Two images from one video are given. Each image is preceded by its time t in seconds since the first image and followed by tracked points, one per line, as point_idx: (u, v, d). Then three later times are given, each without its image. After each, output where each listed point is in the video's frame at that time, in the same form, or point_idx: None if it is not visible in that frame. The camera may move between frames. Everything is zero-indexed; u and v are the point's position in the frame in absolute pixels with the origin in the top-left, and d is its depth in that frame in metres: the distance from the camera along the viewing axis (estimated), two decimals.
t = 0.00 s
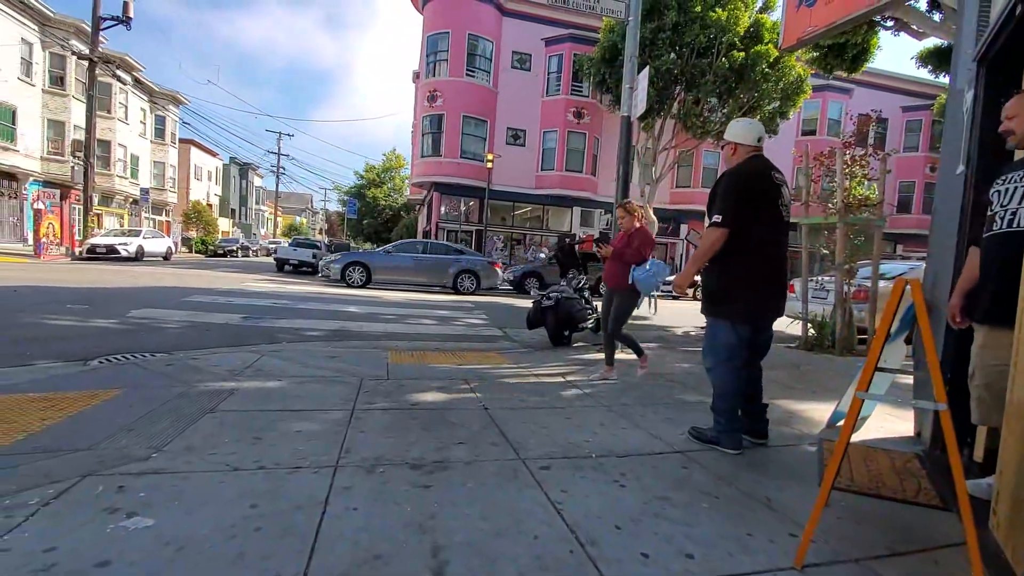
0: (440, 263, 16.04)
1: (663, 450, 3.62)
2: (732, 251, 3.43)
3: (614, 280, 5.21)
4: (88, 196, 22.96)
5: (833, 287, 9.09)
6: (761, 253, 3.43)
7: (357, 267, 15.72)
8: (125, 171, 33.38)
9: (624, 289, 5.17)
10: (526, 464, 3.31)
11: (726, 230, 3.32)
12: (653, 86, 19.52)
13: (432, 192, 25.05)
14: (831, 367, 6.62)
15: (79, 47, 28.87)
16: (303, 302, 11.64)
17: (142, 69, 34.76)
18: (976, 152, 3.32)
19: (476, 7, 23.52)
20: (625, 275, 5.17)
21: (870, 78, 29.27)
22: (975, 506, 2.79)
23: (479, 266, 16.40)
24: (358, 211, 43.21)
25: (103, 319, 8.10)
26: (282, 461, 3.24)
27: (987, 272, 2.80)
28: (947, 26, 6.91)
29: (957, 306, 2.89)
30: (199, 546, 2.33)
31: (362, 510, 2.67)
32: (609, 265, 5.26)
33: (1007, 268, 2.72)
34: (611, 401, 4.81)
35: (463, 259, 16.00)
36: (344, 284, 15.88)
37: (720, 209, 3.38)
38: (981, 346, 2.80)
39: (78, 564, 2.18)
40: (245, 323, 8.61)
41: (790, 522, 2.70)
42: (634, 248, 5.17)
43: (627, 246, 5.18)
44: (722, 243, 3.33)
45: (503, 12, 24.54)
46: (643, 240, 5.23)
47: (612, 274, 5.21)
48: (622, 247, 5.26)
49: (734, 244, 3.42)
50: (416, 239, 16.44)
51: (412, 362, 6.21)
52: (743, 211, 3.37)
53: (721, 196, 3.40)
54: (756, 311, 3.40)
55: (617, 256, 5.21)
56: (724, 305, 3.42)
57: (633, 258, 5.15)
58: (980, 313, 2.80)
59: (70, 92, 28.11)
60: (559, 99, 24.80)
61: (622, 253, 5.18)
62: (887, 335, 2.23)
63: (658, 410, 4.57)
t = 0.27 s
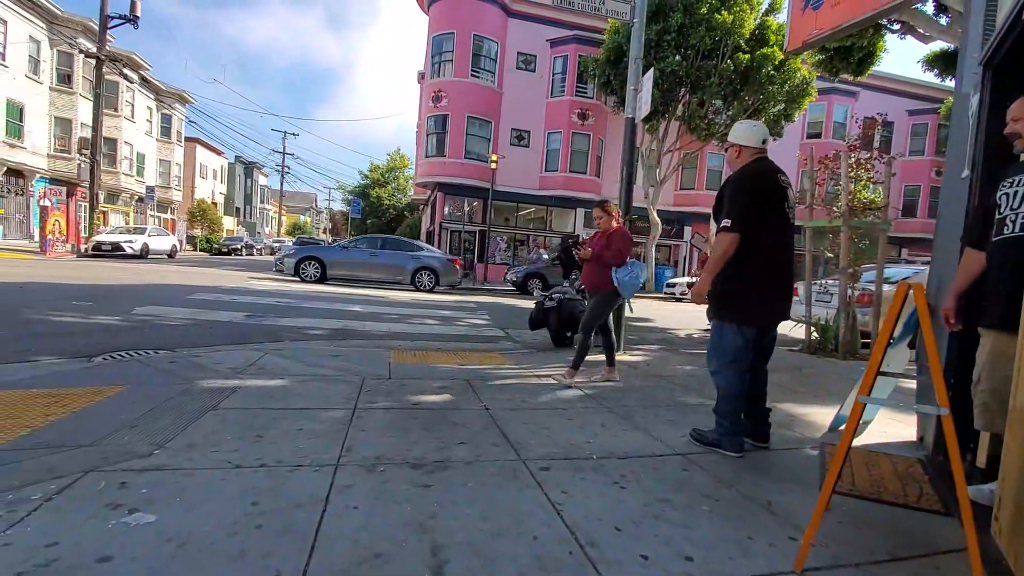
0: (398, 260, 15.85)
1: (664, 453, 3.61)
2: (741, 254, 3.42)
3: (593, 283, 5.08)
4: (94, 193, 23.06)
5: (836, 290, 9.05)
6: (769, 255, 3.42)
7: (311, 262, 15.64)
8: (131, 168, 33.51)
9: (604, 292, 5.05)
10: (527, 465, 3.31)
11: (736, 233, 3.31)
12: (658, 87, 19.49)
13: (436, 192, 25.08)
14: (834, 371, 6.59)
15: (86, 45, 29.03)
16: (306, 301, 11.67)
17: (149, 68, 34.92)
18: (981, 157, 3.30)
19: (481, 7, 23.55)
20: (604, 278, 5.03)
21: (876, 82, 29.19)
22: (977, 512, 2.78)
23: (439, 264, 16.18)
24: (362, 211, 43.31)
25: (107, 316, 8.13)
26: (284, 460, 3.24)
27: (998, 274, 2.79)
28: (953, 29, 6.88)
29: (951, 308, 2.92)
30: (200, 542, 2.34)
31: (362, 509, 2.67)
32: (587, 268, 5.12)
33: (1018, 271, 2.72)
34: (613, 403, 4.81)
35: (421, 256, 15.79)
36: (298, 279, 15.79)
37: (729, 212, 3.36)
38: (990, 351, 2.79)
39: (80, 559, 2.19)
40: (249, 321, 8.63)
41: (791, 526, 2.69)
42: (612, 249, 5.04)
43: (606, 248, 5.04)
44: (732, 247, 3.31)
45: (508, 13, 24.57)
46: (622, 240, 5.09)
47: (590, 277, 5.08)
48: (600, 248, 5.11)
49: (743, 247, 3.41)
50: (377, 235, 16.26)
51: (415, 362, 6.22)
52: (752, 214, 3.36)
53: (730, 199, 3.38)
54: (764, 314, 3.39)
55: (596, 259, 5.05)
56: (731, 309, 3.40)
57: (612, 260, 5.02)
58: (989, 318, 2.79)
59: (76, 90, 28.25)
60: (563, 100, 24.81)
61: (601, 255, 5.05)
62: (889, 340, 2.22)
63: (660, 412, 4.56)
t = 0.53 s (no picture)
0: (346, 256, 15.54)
1: (663, 453, 3.61)
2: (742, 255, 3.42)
3: (566, 282, 5.03)
4: (95, 192, 23.08)
5: (836, 292, 9.05)
6: (769, 256, 3.43)
7: (254, 257, 15.26)
8: (132, 168, 33.53)
9: (577, 291, 5.02)
10: (525, 465, 3.32)
11: (741, 234, 3.30)
12: (659, 88, 19.46)
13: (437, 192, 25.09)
14: (834, 373, 6.59)
15: (88, 44, 29.05)
16: (306, 300, 11.69)
17: (150, 68, 34.94)
18: (981, 159, 3.30)
19: (483, 8, 23.55)
20: (577, 277, 5.01)
21: (877, 83, 29.19)
22: (975, 514, 2.78)
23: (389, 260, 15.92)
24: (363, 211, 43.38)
25: (107, 315, 8.13)
26: (282, 459, 3.25)
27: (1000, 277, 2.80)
28: (954, 32, 6.89)
29: (943, 307, 2.93)
30: (198, 541, 2.34)
31: (360, 509, 2.68)
32: (560, 266, 5.06)
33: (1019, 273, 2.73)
34: (612, 404, 4.81)
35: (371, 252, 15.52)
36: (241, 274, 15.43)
37: (733, 212, 3.35)
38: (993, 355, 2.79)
39: (78, 557, 2.19)
40: (249, 320, 8.64)
41: (788, 527, 2.69)
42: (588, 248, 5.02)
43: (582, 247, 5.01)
44: (736, 248, 3.30)
45: (509, 14, 24.58)
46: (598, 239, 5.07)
47: (563, 275, 5.04)
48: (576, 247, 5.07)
49: (745, 248, 3.40)
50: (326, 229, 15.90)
51: (414, 362, 6.23)
52: (757, 215, 3.36)
53: (734, 199, 3.37)
54: (763, 315, 3.40)
55: (571, 257, 5.02)
56: (732, 309, 3.40)
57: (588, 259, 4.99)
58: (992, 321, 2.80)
59: (78, 89, 28.27)
60: (564, 100, 24.82)
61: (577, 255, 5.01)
62: (887, 342, 2.22)
63: (659, 413, 4.56)
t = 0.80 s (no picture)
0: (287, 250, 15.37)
1: (662, 453, 3.61)
2: (741, 254, 3.42)
3: (540, 280, 4.93)
4: (95, 192, 23.10)
5: (837, 292, 9.03)
6: (769, 255, 3.43)
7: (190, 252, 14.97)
8: (133, 168, 33.54)
9: (552, 290, 4.93)
10: (524, 465, 3.32)
11: (739, 232, 3.30)
12: (660, 88, 19.43)
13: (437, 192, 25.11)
14: (834, 373, 6.59)
15: (89, 45, 29.09)
16: (307, 300, 11.70)
17: (151, 68, 34.96)
18: (980, 159, 3.30)
19: (483, 8, 23.56)
20: (550, 275, 4.92)
21: (878, 83, 29.19)
22: (974, 514, 2.78)
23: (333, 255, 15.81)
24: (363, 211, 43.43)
25: (108, 314, 8.14)
26: (282, 459, 3.25)
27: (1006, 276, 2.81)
28: (954, 31, 6.88)
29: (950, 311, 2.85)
30: (197, 541, 2.34)
31: (359, 509, 2.68)
32: (533, 264, 4.95)
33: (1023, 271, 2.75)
34: (611, 404, 4.82)
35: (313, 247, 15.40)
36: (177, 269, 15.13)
37: (732, 212, 3.34)
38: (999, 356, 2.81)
39: (78, 556, 2.20)
40: (250, 320, 8.65)
41: (787, 527, 2.69)
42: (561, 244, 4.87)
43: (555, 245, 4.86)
44: (735, 247, 3.30)
45: (510, 14, 24.58)
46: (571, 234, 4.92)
47: (536, 274, 4.92)
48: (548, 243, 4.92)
49: (744, 247, 3.41)
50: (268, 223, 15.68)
51: (414, 362, 6.23)
52: (756, 214, 3.36)
53: (734, 199, 3.37)
54: (763, 314, 3.40)
55: (543, 255, 4.91)
56: (730, 308, 3.39)
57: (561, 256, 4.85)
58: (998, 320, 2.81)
59: (79, 89, 28.29)
60: (565, 100, 24.82)
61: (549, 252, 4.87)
62: (886, 342, 2.22)
63: (659, 413, 4.56)
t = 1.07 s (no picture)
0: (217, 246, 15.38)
1: (662, 453, 3.61)
2: (735, 252, 3.42)
3: (504, 281, 4.74)
4: (95, 194, 23.10)
5: (837, 291, 9.02)
6: (764, 253, 3.42)
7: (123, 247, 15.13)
8: (133, 170, 33.58)
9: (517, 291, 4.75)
10: (524, 465, 3.32)
11: (732, 229, 3.29)
12: (659, 88, 19.44)
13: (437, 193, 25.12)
14: (834, 372, 6.58)
15: (89, 47, 29.12)
16: (307, 301, 11.71)
17: (151, 70, 34.99)
18: (979, 157, 3.30)
19: (483, 9, 23.56)
20: (514, 276, 4.74)
21: (877, 82, 29.19)
22: (974, 513, 2.78)
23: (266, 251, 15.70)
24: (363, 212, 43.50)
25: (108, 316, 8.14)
26: (281, 459, 3.25)
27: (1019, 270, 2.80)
28: (954, 30, 6.88)
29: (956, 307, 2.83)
30: (197, 542, 2.34)
31: (358, 509, 2.68)
32: (496, 264, 4.75)
33: None
34: (611, 403, 4.82)
35: (243, 241, 15.37)
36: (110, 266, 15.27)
37: (726, 209, 3.34)
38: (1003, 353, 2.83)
39: (78, 557, 2.20)
40: (250, 321, 8.66)
41: (787, 526, 2.69)
42: (525, 243, 4.72)
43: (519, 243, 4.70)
44: (728, 244, 3.29)
45: (509, 14, 24.58)
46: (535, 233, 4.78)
47: (499, 274, 4.73)
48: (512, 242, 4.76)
49: (739, 245, 3.40)
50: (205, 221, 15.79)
51: (415, 363, 6.23)
52: (749, 212, 3.35)
53: (729, 197, 3.36)
54: (758, 312, 3.38)
55: (506, 255, 4.72)
56: (725, 305, 3.39)
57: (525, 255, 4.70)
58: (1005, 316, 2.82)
59: (79, 91, 28.34)
60: (564, 100, 24.82)
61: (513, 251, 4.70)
62: (885, 340, 2.22)
63: (659, 413, 4.56)
